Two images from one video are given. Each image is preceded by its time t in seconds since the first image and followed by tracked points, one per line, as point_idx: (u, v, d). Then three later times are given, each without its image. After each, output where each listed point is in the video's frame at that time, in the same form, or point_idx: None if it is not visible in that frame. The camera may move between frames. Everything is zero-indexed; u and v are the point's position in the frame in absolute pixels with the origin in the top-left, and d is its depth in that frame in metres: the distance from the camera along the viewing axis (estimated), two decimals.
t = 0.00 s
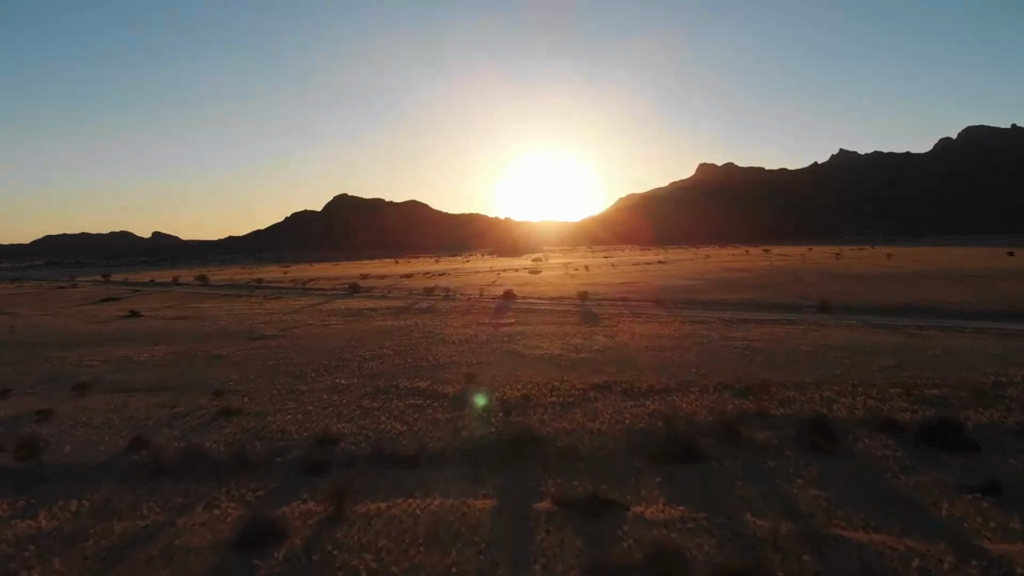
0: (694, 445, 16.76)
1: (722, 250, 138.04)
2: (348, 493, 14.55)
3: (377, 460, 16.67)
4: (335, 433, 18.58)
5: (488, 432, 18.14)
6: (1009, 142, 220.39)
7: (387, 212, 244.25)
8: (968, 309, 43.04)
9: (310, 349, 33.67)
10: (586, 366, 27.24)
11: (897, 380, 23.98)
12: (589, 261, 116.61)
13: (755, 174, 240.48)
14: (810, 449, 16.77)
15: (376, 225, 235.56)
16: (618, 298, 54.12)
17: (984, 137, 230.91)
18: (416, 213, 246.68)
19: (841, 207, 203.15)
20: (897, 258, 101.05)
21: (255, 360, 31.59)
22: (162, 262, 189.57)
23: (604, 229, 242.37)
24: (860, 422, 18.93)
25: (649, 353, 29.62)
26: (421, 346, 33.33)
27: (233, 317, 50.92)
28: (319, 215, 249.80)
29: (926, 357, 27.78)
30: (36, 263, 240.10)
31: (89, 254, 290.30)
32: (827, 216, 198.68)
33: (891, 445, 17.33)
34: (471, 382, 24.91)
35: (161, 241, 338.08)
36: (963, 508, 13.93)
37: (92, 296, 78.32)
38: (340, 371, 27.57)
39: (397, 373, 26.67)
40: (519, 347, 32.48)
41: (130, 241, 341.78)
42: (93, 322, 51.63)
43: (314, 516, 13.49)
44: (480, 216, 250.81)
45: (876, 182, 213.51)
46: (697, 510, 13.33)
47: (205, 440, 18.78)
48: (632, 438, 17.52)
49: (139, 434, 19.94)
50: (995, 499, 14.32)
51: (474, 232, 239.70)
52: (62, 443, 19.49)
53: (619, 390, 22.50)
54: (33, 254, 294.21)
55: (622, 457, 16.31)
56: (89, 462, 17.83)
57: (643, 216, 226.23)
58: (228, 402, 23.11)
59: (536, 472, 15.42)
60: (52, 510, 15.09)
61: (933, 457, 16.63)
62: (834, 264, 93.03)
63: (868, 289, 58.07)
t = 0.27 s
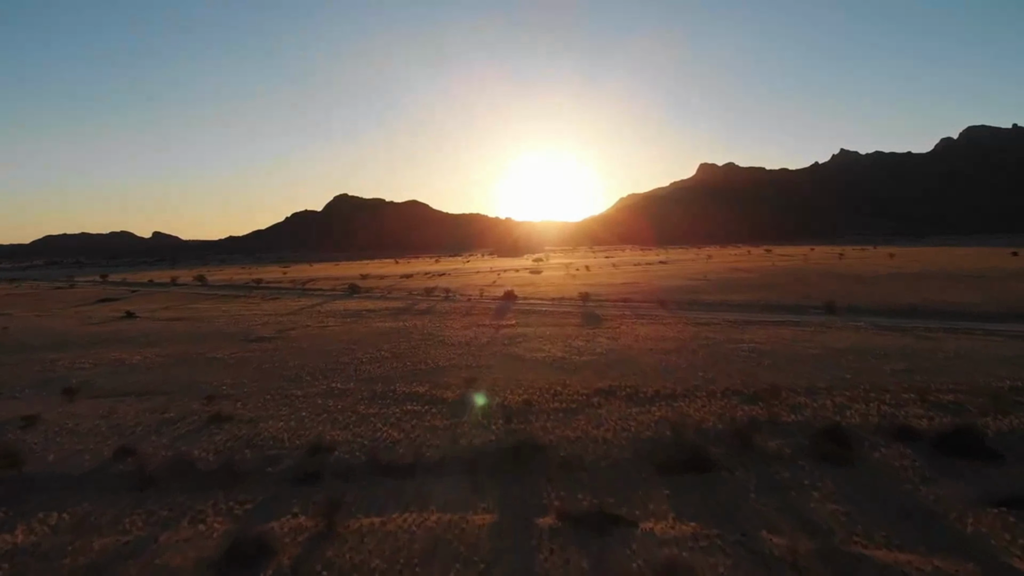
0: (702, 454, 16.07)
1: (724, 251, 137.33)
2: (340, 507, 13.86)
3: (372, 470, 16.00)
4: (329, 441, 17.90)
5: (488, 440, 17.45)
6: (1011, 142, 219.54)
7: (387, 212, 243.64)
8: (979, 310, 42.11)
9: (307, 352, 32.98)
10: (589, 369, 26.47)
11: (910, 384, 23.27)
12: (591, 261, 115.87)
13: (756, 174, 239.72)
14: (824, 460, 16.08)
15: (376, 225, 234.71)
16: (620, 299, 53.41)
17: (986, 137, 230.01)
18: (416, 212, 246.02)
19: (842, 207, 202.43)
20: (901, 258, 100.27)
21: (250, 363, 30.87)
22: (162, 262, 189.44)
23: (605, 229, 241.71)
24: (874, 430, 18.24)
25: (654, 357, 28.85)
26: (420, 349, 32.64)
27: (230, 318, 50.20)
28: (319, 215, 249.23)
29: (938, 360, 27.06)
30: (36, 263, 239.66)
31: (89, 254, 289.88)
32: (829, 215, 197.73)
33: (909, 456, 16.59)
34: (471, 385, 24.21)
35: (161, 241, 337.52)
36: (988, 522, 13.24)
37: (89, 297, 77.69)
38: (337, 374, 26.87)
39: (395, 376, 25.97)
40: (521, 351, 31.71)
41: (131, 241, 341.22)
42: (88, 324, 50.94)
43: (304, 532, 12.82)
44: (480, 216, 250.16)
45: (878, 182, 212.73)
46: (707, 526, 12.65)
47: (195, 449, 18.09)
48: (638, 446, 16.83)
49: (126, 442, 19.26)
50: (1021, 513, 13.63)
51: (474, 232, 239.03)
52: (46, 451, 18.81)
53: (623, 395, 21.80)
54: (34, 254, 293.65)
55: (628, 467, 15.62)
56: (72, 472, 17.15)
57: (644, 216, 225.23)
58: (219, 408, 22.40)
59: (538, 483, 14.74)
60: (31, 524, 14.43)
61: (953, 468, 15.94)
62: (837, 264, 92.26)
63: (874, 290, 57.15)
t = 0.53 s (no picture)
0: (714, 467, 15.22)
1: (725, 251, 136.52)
2: (329, 526, 13.03)
3: (365, 483, 15.15)
4: (321, 452, 17.04)
5: (488, 451, 16.59)
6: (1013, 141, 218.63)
7: (388, 212, 242.89)
8: (992, 312, 41.12)
9: (302, 355, 32.15)
10: (594, 374, 25.61)
11: (927, 391, 22.40)
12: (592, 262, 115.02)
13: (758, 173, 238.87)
14: (843, 474, 15.21)
15: (376, 225, 233.81)
16: (623, 300, 52.56)
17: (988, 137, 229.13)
18: (417, 212, 245.31)
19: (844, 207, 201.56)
20: (905, 258, 99.43)
21: (243, 367, 30.00)
22: (162, 262, 189.73)
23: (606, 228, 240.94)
24: (893, 441, 17.38)
25: (660, 360, 27.98)
26: (419, 352, 31.80)
27: (225, 320, 49.34)
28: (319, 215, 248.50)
29: (953, 365, 26.18)
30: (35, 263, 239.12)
31: (89, 254, 289.43)
32: (832, 216, 196.66)
33: (933, 469, 15.74)
34: (471, 391, 23.35)
35: (161, 241, 337.01)
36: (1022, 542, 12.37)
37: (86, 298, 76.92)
38: (332, 379, 26.03)
39: (392, 381, 25.12)
40: (524, 353, 30.83)
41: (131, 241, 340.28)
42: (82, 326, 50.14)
43: (290, 554, 11.98)
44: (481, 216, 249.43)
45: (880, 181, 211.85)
46: (722, 549, 11.80)
47: (180, 460, 17.24)
48: (645, 458, 15.96)
49: (109, 452, 18.40)
50: None
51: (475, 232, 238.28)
52: (24, 462, 17.96)
53: (629, 401, 20.93)
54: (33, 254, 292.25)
55: (635, 481, 14.75)
56: (50, 485, 16.31)
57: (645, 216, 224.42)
58: (209, 415, 21.57)
59: (541, 500, 13.88)
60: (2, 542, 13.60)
61: (981, 482, 15.06)
62: (841, 264, 91.42)
63: (881, 291, 56.20)
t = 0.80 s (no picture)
0: (727, 481, 14.39)
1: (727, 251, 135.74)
2: (317, 547, 12.21)
3: (358, 498, 14.32)
4: (312, 463, 16.20)
5: (488, 462, 15.74)
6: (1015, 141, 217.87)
7: (388, 211, 242.11)
8: (1002, 313, 40.28)
9: (296, 358, 31.31)
10: (597, 379, 24.74)
11: (943, 397, 21.58)
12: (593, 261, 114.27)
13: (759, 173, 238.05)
14: (864, 489, 14.39)
15: (376, 225, 232.94)
16: (625, 301, 51.72)
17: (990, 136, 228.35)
18: (417, 212, 244.52)
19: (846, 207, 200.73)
20: (908, 258, 98.61)
21: (235, 371, 29.14)
22: (162, 262, 189.43)
23: (606, 228, 240.13)
24: (913, 451, 16.57)
25: (665, 364, 27.14)
26: (416, 355, 30.99)
27: (221, 321, 48.48)
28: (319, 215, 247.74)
29: (968, 369, 25.37)
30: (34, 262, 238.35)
31: (88, 254, 288.75)
32: (834, 215, 195.76)
33: (958, 483, 14.91)
34: (470, 396, 22.52)
35: (160, 241, 336.34)
36: None
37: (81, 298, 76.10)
38: (327, 384, 25.19)
39: (388, 386, 24.29)
40: (524, 357, 29.97)
41: (131, 242, 339.42)
42: (74, 327, 49.26)
43: None
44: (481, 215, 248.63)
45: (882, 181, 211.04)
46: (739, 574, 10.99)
47: (163, 473, 16.40)
48: (654, 471, 15.12)
49: (90, 463, 17.54)
50: None
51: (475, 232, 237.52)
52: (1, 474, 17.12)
53: (634, 407, 20.10)
54: (32, 254, 291.34)
55: (644, 497, 13.92)
56: (26, 498, 15.47)
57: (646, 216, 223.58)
58: (197, 423, 20.73)
59: (544, 518, 13.04)
60: None
61: (1009, 496, 14.25)
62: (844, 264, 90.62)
63: (887, 292, 55.39)
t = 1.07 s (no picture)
0: (739, 494, 13.69)
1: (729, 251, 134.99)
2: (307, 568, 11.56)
3: (350, 511, 13.63)
4: (303, 474, 15.49)
5: (487, 472, 15.04)
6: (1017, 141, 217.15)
7: (388, 211, 241.45)
8: (1012, 314, 39.50)
9: (293, 360, 30.59)
10: (600, 383, 24.01)
11: (959, 403, 20.85)
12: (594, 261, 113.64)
13: (760, 173, 237.40)
14: (884, 505, 13.65)
15: (376, 225, 232.26)
16: (627, 302, 50.96)
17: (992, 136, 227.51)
18: (417, 212, 243.91)
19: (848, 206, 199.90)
20: (912, 258, 97.89)
21: (229, 374, 28.41)
22: (163, 262, 189.22)
23: (607, 228, 239.41)
24: (932, 462, 15.84)
25: (670, 367, 26.39)
26: (414, 357, 30.23)
27: (217, 322, 47.76)
28: (319, 215, 247.14)
29: (982, 374, 24.62)
30: (33, 262, 237.69)
31: (88, 254, 288.08)
32: (835, 215, 195.01)
33: (982, 496, 14.18)
34: (469, 400, 21.76)
35: (161, 241, 335.75)
36: None
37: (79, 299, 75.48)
38: (322, 388, 24.52)
39: (385, 390, 23.57)
40: (525, 359, 29.22)
41: (131, 242, 338.90)
42: (69, 328, 48.57)
43: None
44: (482, 215, 247.98)
45: (883, 181, 210.29)
46: None
47: (148, 485, 15.71)
48: (661, 483, 14.42)
49: (73, 473, 16.85)
50: None
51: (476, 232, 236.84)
52: None
53: (640, 413, 19.39)
54: (32, 254, 290.76)
55: (652, 513, 13.22)
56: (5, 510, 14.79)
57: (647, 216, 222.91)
58: (186, 429, 20.03)
59: (547, 537, 12.33)
60: None
61: None
62: (846, 264, 89.97)
63: (893, 293, 54.67)
